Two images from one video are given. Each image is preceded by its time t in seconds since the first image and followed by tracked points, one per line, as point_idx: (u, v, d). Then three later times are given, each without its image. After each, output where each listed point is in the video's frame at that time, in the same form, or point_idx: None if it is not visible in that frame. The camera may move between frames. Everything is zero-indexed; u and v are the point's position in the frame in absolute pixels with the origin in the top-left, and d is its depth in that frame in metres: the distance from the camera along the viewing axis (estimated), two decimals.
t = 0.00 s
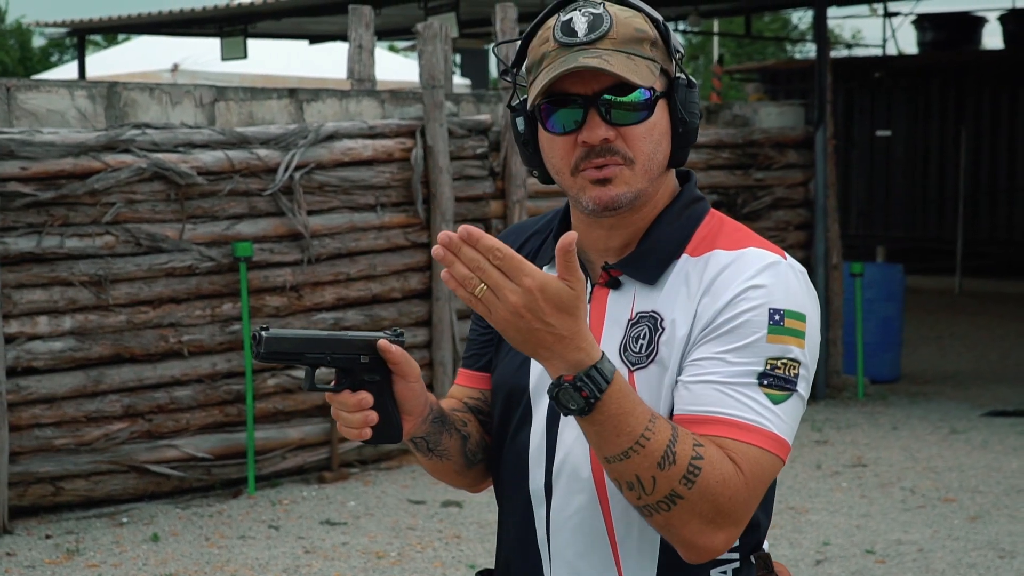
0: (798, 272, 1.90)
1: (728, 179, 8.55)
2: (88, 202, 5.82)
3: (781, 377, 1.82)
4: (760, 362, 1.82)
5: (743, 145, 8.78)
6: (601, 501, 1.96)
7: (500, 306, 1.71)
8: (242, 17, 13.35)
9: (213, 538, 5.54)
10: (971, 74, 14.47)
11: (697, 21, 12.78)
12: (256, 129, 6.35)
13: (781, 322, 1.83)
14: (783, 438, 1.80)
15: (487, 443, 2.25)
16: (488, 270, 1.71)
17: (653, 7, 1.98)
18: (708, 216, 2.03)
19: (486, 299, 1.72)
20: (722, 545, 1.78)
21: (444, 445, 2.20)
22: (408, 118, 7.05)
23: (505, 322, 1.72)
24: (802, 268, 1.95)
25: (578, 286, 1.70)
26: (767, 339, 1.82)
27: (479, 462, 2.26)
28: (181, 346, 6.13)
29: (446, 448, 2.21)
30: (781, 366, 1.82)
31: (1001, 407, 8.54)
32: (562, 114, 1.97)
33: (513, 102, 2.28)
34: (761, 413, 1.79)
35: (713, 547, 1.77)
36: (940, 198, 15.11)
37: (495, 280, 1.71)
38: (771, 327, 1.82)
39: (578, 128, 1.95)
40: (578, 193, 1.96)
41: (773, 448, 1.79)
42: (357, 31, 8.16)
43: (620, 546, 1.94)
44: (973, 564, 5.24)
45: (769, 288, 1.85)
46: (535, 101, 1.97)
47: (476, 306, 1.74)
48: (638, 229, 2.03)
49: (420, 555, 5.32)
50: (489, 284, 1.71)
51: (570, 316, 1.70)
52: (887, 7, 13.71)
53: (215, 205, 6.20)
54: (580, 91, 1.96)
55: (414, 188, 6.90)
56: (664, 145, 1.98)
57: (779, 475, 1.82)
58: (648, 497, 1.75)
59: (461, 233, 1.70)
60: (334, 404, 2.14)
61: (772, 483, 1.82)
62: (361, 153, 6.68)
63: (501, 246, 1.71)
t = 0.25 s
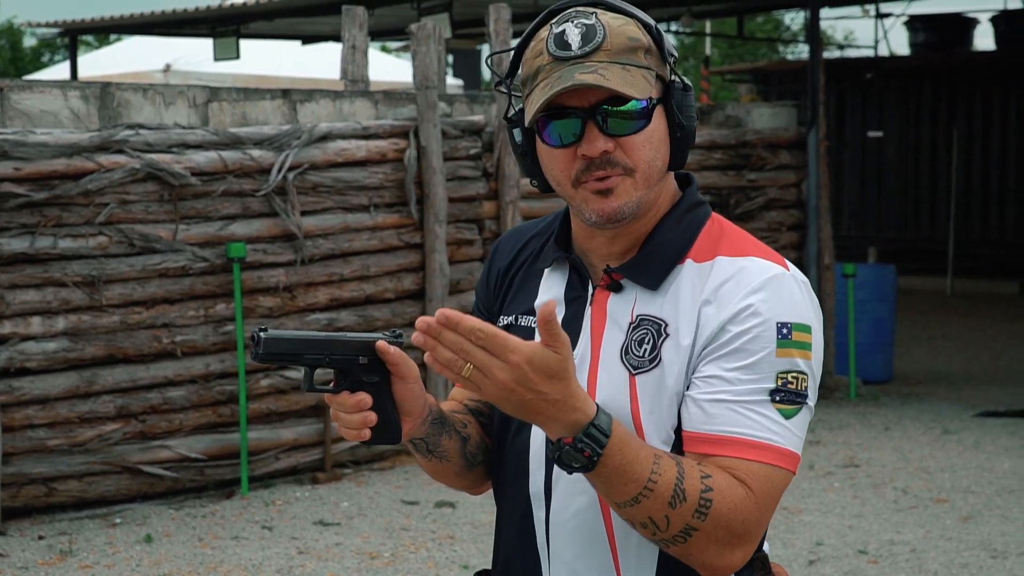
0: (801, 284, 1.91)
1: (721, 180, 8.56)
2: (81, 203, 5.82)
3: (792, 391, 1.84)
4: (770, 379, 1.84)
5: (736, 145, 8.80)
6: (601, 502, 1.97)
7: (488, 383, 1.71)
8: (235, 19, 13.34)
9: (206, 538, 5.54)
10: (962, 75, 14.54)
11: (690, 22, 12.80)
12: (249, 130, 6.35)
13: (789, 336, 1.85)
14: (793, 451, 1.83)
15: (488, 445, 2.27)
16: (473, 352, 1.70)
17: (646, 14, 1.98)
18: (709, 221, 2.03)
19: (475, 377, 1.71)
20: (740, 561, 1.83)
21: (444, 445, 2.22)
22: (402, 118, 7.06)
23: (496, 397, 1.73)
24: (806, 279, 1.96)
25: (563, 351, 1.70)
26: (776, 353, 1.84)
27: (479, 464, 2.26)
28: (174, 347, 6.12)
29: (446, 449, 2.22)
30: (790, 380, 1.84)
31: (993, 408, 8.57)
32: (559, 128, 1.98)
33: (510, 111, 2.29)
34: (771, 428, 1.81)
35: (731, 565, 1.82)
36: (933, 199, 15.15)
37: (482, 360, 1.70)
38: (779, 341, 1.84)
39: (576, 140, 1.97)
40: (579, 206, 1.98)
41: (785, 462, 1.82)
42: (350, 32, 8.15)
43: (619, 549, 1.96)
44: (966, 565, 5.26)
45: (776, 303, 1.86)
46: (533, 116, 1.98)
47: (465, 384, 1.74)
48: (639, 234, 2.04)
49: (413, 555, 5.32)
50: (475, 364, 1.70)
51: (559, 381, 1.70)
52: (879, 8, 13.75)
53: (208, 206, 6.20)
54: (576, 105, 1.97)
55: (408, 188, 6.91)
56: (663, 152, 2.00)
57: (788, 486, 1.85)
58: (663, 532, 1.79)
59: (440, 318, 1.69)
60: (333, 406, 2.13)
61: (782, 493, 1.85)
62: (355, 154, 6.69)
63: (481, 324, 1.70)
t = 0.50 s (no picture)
0: (767, 288, 1.90)
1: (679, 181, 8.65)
2: (38, 203, 5.77)
3: (763, 397, 1.83)
4: (741, 386, 1.83)
5: (694, 146, 8.88)
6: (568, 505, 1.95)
7: (453, 443, 1.70)
8: (193, 17, 13.27)
9: (164, 540, 5.52)
10: (917, 78, 14.81)
11: (649, 23, 12.91)
12: (208, 129, 6.33)
13: (758, 341, 1.84)
14: (764, 456, 1.82)
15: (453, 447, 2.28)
16: (432, 418, 1.69)
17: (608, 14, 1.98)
18: (676, 223, 2.03)
19: (438, 440, 1.71)
20: (720, 566, 1.84)
21: (409, 446, 2.23)
22: (361, 118, 7.07)
23: (465, 453, 1.72)
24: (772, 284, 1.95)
25: (522, 401, 1.69)
26: (745, 360, 1.83)
27: (444, 465, 2.26)
28: (131, 348, 6.09)
29: (411, 450, 2.23)
30: (761, 386, 1.84)
31: (945, 406, 8.73)
32: (520, 129, 1.99)
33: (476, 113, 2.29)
34: (743, 436, 1.81)
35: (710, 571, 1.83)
36: (888, 200, 15.32)
37: (443, 425, 1.69)
38: (748, 348, 1.83)
39: (536, 142, 1.98)
40: (540, 207, 2.00)
41: (758, 467, 1.81)
42: (310, 31, 8.13)
43: (585, 551, 1.94)
44: (921, 562, 5.37)
45: (744, 309, 1.85)
46: (493, 115, 2.00)
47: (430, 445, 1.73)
48: (605, 236, 2.04)
49: (373, 556, 5.34)
50: (437, 429, 1.70)
51: (522, 430, 1.69)
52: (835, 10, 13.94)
53: (166, 206, 6.17)
54: (536, 107, 1.97)
55: (367, 188, 6.92)
56: (624, 153, 2.01)
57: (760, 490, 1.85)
58: (643, 552, 1.79)
59: (395, 389, 1.68)
60: (298, 405, 2.15)
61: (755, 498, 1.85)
62: (314, 153, 6.68)
63: (438, 390, 1.69)
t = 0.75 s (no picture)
0: (720, 284, 1.95)
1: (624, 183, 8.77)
2: None
3: (714, 390, 1.87)
4: (694, 376, 1.86)
5: (640, 149, 8.97)
6: (528, 504, 1.96)
7: (483, 297, 1.65)
8: (134, 19, 13.15)
9: (112, 544, 5.49)
10: (856, 82, 15.17)
11: (593, 27, 13.03)
12: (153, 132, 6.30)
13: (712, 334, 1.87)
14: (714, 449, 1.85)
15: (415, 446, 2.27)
16: (478, 261, 1.65)
17: (557, 14, 2.02)
18: (633, 223, 2.10)
19: (469, 289, 1.65)
20: (662, 555, 1.81)
21: (371, 445, 2.22)
22: (307, 120, 7.09)
23: (483, 317, 1.66)
24: (727, 283, 2.00)
25: (554, 287, 1.69)
26: (700, 352, 1.86)
27: (406, 464, 2.28)
28: (77, 351, 6.05)
29: (373, 449, 2.22)
30: (713, 380, 1.87)
31: (885, 405, 8.94)
32: (467, 124, 2.05)
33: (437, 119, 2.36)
34: (697, 427, 1.83)
35: (652, 558, 1.80)
36: (827, 202, 15.69)
37: (484, 272, 1.65)
38: (702, 340, 1.86)
39: (478, 138, 2.03)
40: (482, 202, 2.04)
41: (709, 459, 1.84)
42: (255, 33, 8.11)
43: (545, 548, 1.96)
44: (867, 559, 5.51)
45: (699, 302, 1.90)
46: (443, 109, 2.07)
47: (453, 296, 1.67)
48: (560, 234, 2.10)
49: (324, 558, 5.36)
50: (476, 274, 1.65)
51: (544, 318, 1.68)
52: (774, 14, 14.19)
53: (111, 209, 6.13)
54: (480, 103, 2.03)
55: (314, 190, 6.94)
56: (567, 153, 2.03)
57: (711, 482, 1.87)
58: (597, 506, 1.74)
59: (461, 219, 1.65)
60: (261, 404, 2.16)
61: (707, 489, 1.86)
62: (260, 156, 6.68)
63: (494, 236, 1.67)
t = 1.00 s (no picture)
0: (729, 287, 1.96)
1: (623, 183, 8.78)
2: None
3: (728, 393, 1.87)
4: (707, 381, 1.87)
5: (638, 149, 8.99)
6: (538, 508, 1.98)
7: (452, 373, 1.70)
8: (130, 19, 13.15)
9: (113, 544, 5.50)
10: (852, 83, 15.21)
11: (591, 27, 13.04)
12: (154, 132, 6.30)
13: (724, 337, 1.88)
14: (731, 451, 1.86)
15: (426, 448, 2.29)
16: (436, 342, 1.70)
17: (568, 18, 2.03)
18: (642, 225, 2.10)
19: (436, 369, 1.70)
20: (687, 560, 1.84)
21: (383, 447, 2.23)
22: (306, 121, 7.09)
23: (458, 388, 1.71)
24: (736, 285, 2.01)
25: (521, 339, 1.71)
26: (712, 355, 1.87)
27: (417, 466, 2.29)
28: (78, 351, 6.05)
29: (386, 451, 2.23)
30: (728, 382, 1.88)
31: (884, 405, 8.95)
32: (482, 129, 2.05)
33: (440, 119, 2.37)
34: (711, 430, 1.84)
35: (678, 564, 1.83)
36: (824, 203, 15.73)
37: (445, 350, 1.69)
38: (714, 343, 1.87)
39: (496, 141, 2.04)
40: (501, 206, 2.04)
41: (724, 461, 1.85)
42: (254, 34, 8.10)
43: (556, 550, 1.96)
44: (867, 559, 5.52)
45: (709, 305, 1.90)
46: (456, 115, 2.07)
47: (426, 377, 1.72)
48: (570, 237, 2.09)
49: (325, 558, 5.36)
50: (439, 353, 1.70)
51: (518, 371, 1.71)
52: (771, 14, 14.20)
53: (111, 209, 6.13)
54: (497, 107, 2.03)
55: (314, 191, 6.93)
56: (583, 155, 2.06)
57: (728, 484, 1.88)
58: (614, 530, 1.79)
59: (404, 307, 1.69)
60: (273, 406, 2.16)
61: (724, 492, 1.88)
62: (260, 156, 6.68)
63: (446, 313, 1.70)
